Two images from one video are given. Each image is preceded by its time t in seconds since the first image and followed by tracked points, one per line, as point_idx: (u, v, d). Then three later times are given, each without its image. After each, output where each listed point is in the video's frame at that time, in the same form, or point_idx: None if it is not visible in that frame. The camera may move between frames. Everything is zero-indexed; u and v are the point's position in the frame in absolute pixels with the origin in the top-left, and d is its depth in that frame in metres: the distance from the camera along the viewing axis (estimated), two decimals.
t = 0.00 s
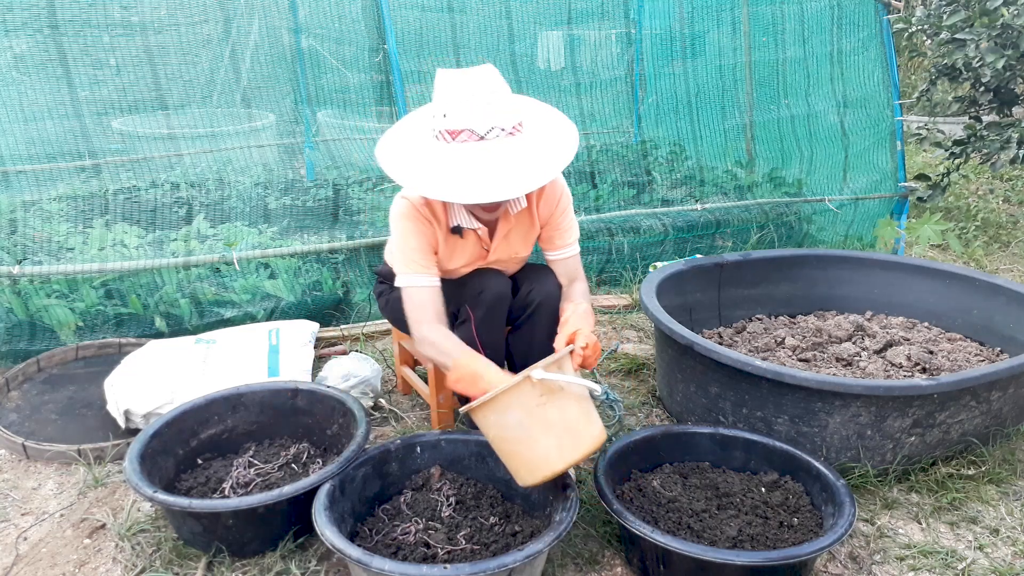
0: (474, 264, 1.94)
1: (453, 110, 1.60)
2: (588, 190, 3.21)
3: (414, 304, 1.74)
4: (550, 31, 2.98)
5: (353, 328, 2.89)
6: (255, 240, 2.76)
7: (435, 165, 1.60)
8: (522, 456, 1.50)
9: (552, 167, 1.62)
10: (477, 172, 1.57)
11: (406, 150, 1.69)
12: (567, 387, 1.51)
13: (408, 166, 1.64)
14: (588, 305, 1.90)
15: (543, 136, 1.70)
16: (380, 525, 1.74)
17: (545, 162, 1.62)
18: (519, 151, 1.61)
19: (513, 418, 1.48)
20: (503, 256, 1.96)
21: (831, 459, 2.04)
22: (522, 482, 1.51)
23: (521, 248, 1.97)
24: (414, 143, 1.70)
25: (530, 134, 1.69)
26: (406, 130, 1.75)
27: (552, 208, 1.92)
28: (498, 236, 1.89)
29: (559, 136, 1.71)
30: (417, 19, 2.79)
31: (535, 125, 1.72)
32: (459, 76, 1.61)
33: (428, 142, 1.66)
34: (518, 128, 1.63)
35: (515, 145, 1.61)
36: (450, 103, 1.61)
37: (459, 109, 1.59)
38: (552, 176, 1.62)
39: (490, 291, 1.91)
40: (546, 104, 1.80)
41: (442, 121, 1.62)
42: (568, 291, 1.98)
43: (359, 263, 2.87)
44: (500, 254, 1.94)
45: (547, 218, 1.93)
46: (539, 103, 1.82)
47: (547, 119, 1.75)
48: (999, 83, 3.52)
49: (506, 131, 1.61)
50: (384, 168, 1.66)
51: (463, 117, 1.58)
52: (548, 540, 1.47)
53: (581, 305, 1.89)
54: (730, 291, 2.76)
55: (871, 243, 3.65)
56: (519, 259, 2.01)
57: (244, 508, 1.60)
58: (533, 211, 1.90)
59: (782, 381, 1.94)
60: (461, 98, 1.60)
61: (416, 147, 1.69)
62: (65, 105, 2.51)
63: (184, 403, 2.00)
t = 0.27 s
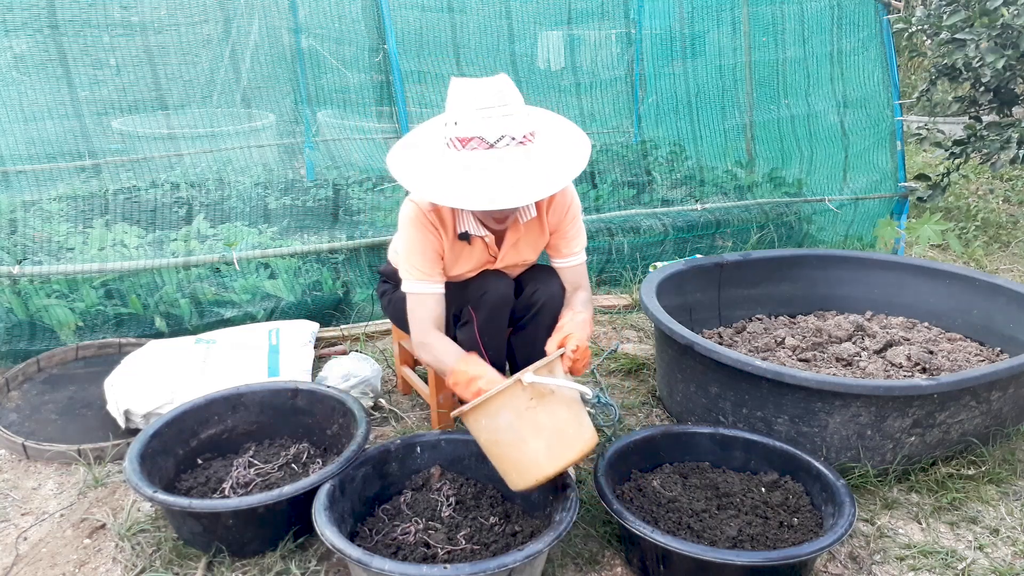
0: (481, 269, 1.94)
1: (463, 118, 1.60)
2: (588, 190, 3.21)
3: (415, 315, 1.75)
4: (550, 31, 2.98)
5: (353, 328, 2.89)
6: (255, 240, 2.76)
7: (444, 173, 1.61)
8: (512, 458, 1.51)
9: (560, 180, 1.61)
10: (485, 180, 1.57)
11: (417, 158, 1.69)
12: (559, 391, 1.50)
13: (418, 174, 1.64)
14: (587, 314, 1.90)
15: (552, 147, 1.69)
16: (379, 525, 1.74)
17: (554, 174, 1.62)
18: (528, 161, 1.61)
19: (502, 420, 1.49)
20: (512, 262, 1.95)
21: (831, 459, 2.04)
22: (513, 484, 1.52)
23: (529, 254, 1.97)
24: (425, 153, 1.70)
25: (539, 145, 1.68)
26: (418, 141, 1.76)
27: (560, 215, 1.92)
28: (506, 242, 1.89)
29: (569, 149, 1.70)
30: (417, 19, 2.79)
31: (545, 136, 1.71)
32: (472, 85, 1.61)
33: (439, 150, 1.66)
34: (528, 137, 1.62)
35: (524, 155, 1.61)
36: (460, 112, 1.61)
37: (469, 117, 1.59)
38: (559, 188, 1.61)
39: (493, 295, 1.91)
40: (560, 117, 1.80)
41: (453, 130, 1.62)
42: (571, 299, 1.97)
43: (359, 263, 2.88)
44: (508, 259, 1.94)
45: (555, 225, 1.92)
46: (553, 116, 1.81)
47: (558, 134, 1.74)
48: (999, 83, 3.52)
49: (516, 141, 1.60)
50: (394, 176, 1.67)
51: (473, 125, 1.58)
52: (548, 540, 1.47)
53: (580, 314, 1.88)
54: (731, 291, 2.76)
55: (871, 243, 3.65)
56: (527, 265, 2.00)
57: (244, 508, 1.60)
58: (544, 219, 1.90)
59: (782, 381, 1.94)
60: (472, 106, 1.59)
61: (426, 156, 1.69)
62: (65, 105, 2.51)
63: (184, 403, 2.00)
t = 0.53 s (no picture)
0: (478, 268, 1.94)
1: (465, 118, 1.60)
2: (588, 190, 3.21)
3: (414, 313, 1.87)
4: (550, 31, 2.98)
5: (354, 328, 2.90)
6: (255, 240, 2.76)
7: (444, 172, 1.61)
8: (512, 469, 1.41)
9: (558, 185, 1.60)
10: (483, 181, 1.57)
11: (418, 157, 1.70)
12: (516, 379, 1.48)
13: (418, 173, 1.65)
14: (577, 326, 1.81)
15: (554, 153, 1.68)
16: (379, 525, 1.74)
17: (553, 179, 1.61)
18: (527, 164, 1.60)
19: (477, 435, 1.44)
20: (511, 262, 1.96)
21: (831, 459, 2.04)
22: (529, 495, 1.39)
23: (528, 255, 1.97)
24: (426, 151, 1.71)
25: (541, 149, 1.67)
26: (420, 138, 1.76)
27: (559, 215, 1.91)
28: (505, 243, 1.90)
29: (570, 156, 1.69)
30: (417, 19, 2.79)
31: (547, 142, 1.70)
32: (474, 86, 1.61)
33: (440, 150, 1.66)
34: (529, 140, 1.61)
35: (524, 158, 1.60)
36: (462, 112, 1.62)
37: (471, 118, 1.59)
38: (555, 194, 1.60)
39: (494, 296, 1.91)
40: (565, 124, 1.79)
41: (454, 129, 1.62)
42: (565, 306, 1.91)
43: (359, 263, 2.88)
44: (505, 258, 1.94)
45: (554, 225, 1.91)
46: (558, 123, 1.80)
47: (561, 140, 1.73)
48: (999, 83, 3.52)
49: (515, 144, 1.59)
50: (393, 173, 1.68)
51: (473, 125, 1.58)
52: (548, 540, 1.47)
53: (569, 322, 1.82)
54: (731, 291, 2.76)
55: (871, 243, 3.65)
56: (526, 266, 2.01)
57: (244, 508, 1.60)
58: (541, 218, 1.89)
59: (782, 381, 1.94)
60: (474, 106, 1.59)
61: (427, 155, 1.69)
62: (65, 105, 2.51)
63: (184, 403, 2.00)
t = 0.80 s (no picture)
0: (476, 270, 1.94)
1: (461, 119, 1.60)
2: (588, 190, 3.21)
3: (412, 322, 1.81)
4: (550, 31, 2.98)
5: (354, 328, 2.90)
6: (255, 240, 2.76)
7: (438, 173, 1.61)
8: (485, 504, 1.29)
9: (552, 190, 1.59)
10: (476, 182, 1.56)
11: (413, 157, 1.70)
12: (456, 419, 1.44)
13: (412, 172, 1.65)
14: (570, 343, 1.80)
15: (551, 159, 1.67)
16: (380, 525, 1.75)
17: (547, 184, 1.60)
18: (522, 168, 1.59)
19: (440, 487, 1.35)
20: (508, 265, 1.95)
21: (831, 459, 2.04)
22: (506, 501, 1.27)
23: (525, 258, 1.96)
24: (422, 151, 1.71)
25: (537, 153, 1.66)
26: (416, 138, 1.76)
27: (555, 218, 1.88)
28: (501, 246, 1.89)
29: (567, 162, 1.69)
30: (417, 18, 2.79)
31: (544, 148, 1.70)
32: (472, 87, 1.61)
33: (436, 151, 1.66)
34: (524, 144, 1.60)
35: (519, 162, 1.59)
36: (458, 113, 1.62)
37: (467, 120, 1.59)
38: (551, 197, 1.60)
39: (490, 298, 1.92)
40: (561, 130, 1.79)
41: (450, 130, 1.62)
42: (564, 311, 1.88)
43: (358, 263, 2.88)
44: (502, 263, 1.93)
45: (551, 229, 1.88)
46: (557, 129, 1.80)
47: (559, 147, 1.73)
48: (999, 83, 3.52)
49: (511, 147, 1.58)
50: (388, 172, 1.67)
51: (468, 127, 1.58)
52: (548, 540, 1.47)
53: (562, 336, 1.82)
54: (730, 291, 2.76)
55: (871, 243, 3.65)
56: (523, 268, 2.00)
57: (244, 508, 1.61)
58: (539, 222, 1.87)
59: (782, 381, 1.94)
60: (471, 107, 1.59)
61: (423, 155, 1.69)
62: (64, 105, 2.51)
63: (184, 403, 2.00)
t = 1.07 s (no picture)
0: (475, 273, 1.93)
1: (459, 122, 1.61)
2: (588, 190, 3.21)
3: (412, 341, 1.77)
4: (550, 31, 2.98)
5: (354, 328, 2.90)
6: (255, 240, 2.76)
7: (435, 174, 1.61)
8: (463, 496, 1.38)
9: (548, 194, 1.60)
10: (472, 183, 1.56)
11: (409, 159, 1.70)
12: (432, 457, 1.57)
13: (407, 173, 1.65)
14: (571, 345, 1.86)
15: (547, 165, 1.69)
16: (380, 525, 1.75)
17: (543, 187, 1.60)
18: (519, 171, 1.60)
19: (434, 507, 1.44)
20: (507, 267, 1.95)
21: (831, 459, 2.04)
22: (470, 474, 1.35)
23: (525, 259, 1.96)
24: (417, 154, 1.71)
25: (534, 158, 1.67)
26: (412, 142, 1.76)
27: (554, 220, 1.89)
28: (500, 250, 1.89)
29: (563, 168, 1.70)
30: (417, 19, 2.79)
31: (540, 153, 1.71)
32: (470, 91, 1.62)
33: (432, 153, 1.67)
34: (521, 149, 1.61)
35: (515, 165, 1.59)
36: (456, 116, 1.62)
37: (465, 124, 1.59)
38: (548, 200, 1.60)
39: (489, 299, 1.92)
40: (557, 138, 1.81)
41: (447, 133, 1.63)
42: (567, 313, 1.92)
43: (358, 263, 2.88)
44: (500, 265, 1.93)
45: (550, 231, 1.89)
46: (554, 137, 1.81)
47: (555, 154, 1.74)
48: (999, 83, 3.52)
49: (507, 151, 1.59)
50: (384, 173, 1.66)
51: (467, 130, 1.59)
52: (548, 540, 1.47)
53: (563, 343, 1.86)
54: (730, 291, 2.76)
55: (871, 243, 3.65)
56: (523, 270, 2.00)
57: (244, 508, 1.60)
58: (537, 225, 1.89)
59: (782, 381, 1.94)
60: (468, 110, 1.60)
61: (419, 157, 1.69)
62: (64, 105, 2.51)
63: (184, 403, 2.00)
